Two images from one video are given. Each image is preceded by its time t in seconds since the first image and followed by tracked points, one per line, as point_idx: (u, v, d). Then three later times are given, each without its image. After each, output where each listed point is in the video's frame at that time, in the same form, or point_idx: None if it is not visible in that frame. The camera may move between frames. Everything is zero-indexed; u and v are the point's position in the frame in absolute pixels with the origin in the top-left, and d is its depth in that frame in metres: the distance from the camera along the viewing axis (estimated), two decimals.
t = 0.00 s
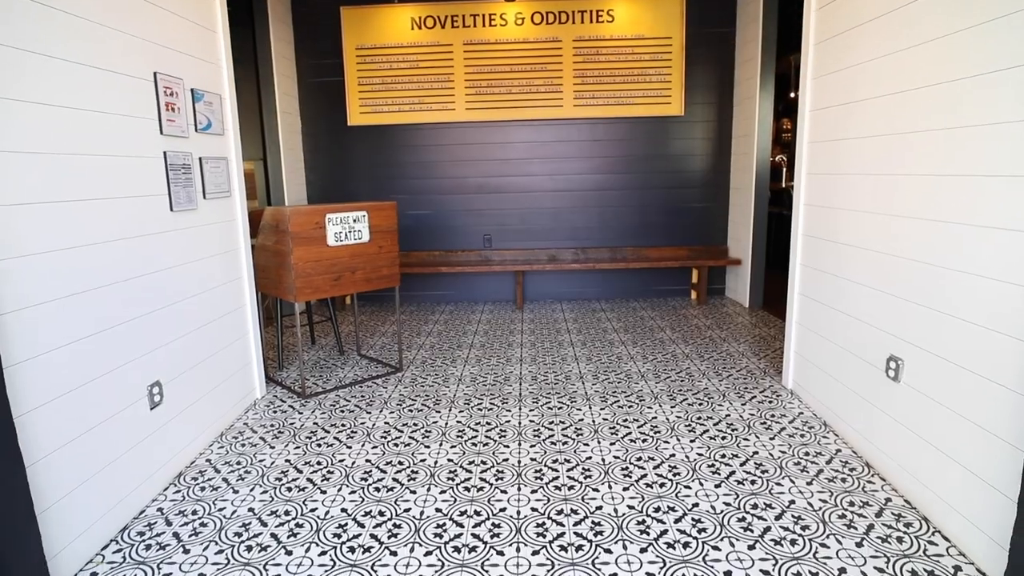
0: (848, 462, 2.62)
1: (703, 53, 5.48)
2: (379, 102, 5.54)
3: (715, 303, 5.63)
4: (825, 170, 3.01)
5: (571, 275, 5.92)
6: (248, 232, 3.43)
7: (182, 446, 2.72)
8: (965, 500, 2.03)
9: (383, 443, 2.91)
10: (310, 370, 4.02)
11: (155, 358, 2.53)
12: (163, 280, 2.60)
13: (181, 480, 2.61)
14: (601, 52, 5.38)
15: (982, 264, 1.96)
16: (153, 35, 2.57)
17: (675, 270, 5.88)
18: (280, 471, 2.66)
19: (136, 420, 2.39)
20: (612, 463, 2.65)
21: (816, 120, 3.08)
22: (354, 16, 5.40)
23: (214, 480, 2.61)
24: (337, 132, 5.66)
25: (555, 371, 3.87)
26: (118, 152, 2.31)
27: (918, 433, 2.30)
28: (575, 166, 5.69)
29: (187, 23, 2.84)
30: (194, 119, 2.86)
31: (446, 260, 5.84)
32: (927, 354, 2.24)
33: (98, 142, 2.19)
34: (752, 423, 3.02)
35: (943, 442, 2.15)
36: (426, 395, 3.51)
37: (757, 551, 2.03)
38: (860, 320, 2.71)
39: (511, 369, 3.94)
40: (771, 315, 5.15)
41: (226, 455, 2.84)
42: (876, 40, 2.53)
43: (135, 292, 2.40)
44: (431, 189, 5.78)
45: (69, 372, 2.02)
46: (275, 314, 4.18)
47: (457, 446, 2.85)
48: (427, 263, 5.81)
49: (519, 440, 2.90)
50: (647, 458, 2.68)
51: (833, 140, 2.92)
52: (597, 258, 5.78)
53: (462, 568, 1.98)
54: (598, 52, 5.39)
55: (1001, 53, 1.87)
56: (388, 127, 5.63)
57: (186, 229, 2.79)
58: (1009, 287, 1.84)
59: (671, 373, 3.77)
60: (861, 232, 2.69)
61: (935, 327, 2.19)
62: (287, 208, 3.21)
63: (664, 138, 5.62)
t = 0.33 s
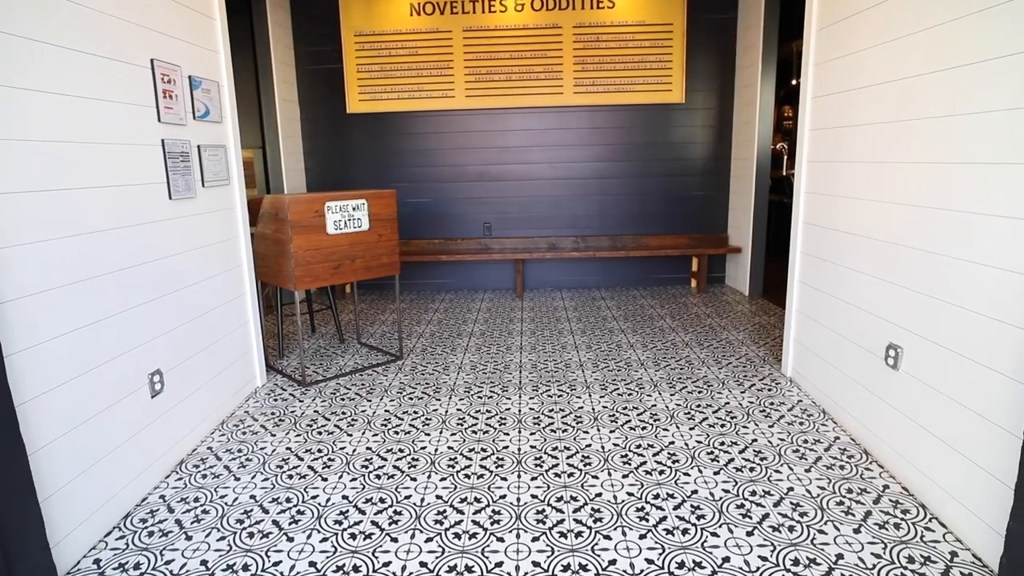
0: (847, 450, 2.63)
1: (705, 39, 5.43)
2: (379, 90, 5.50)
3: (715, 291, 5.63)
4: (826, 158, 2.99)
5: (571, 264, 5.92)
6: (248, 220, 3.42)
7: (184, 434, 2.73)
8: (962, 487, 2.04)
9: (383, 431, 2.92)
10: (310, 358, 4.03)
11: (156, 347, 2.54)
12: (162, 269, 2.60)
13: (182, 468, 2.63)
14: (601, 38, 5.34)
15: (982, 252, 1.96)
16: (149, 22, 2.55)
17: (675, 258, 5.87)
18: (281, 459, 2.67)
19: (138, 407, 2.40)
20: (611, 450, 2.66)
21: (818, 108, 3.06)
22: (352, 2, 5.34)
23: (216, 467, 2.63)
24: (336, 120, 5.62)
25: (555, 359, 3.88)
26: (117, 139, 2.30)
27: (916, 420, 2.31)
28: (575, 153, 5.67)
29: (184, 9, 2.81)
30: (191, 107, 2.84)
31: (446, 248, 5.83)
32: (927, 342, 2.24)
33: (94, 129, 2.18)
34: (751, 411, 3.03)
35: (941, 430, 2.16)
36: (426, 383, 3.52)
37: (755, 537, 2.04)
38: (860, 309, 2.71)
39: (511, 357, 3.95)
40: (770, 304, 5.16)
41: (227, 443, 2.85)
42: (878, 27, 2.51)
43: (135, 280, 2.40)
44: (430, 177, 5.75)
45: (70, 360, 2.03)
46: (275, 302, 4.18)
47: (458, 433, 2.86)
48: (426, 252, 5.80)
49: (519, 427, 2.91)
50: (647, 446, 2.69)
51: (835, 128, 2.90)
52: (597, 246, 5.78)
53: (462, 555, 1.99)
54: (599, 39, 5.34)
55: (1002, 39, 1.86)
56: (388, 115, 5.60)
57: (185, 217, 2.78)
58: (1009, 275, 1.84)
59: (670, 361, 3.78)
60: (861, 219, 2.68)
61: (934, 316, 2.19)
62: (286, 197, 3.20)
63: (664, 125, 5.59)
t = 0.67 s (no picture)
0: (845, 438, 2.64)
1: (706, 26, 5.39)
2: (378, 78, 5.46)
3: (715, 280, 5.62)
4: (828, 146, 2.97)
5: (571, 252, 5.91)
6: (247, 209, 3.41)
7: (185, 423, 2.74)
8: (960, 474, 2.05)
9: (384, 419, 2.93)
10: (311, 347, 4.04)
11: (156, 335, 2.54)
12: (162, 257, 2.59)
13: (184, 456, 2.64)
14: (602, 26, 5.29)
15: (983, 241, 1.95)
16: (146, 9, 2.52)
17: (675, 247, 5.86)
18: (282, 447, 2.68)
19: (139, 396, 2.41)
20: (611, 439, 2.67)
21: (819, 95, 3.04)
22: None
23: (217, 455, 2.64)
24: (335, 108, 5.59)
25: (555, 348, 3.89)
26: (115, 128, 2.29)
27: (915, 409, 2.31)
28: (576, 141, 5.64)
29: None
30: (189, 95, 2.82)
31: (446, 237, 5.82)
32: (927, 331, 2.24)
33: (93, 118, 2.17)
34: (750, 399, 3.04)
35: (940, 419, 2.17)
36: (427, 371, 3.53)
37: (753, 524, 2.06)
38: (859, 297, 2.71)
39: (511, 346, 3.95)
40: (770, 292, 5.15)
41: (229, 431, 2.86)
42: (881, 13, 2.48)
43: (135, 269, 2.40)
44: (430, 165, 5.73)
45: (71, 349, 2.03)
46: (275, 291, 4.18)
47: (458, 422, 2.87)
48: (426, 241, 5.80)
49: (520, 416, 2.92)
50: (647, 434, 2.70)
51: (837, 116, 2.88)
52: (597, 235, 5.76)
53: (463, 542, 2.01)
54: (599, 26, 5.30)
55: (1004, 24, 1.84)
56: (387, 103, 5.56)
57: (183, 206, 2.77)
58: (1008, 263, 1.84)
59: (670, 349, 3.79)
60: (862, 208, 2.68)
61: (935, 304, 2.19)
62: (285, 185, 3.20)
63: (665, 113, 5.55)
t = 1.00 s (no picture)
0: (844, 427, 2.65)
1: (707, 14, 5.34)
2: (376, 66, 5.42)
3: (715, 270, 5.62)
4: (829, 136, 2.96)
5: (571, 242, 5.90)
6: (246, 199, 3.39)
7: (185, 413, 2.75)
8: (959, 464, 2.06)
9: (385, 408, 2.94)
10: (311, 337, 4.04)
11: (157, 326, 2.54)
12: (162, 248, 2.59)
13: (185, 445, 2.65)
14: (602, 14, 5.25)
15: (983, 231, 1.95)
16: None
17: (675, 237, 5.85)
18: (283, 437, 2.69)
19: (140, 385, 2.42)
20: (611, 428, 2.68)
21: (821, 84, 3.02)
22: None
23: (219, 445, 2.65)
24: (334, 97, 5.56)
25: (555, 337, 3.89)
26: (114, 117, 2.28)
27: (914, 398, 2.32)
28: (576, 131, 5.61)
29: None
30: (187, 84, 2.80)
31: (446, 227, 5.80)
32: (926, 320, 2.24)
33: (92, 107, 2.16)
34: (750, 388, 3.05)
35: (939, 409, 2.17)
36: (427, 361, 3.53)
37: (752, 513, 2.07)
38: (860, 287, 2.71)
39: (511, 336, 3.95)
40: (771, 282, 5.15)
41: (230, 421, 2.87)
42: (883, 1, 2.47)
43: (136, 260, 2.40)
44: (430, 155, 5.71)
45: (72, 339, 2.03)
46: (275, 281, 4.17)
47: (458, 411, 2.88)
48: (426, 231, 5.78)
49: (520, 405, 2.92)
50: (646, 424, 2.71)
51: (839, 104, 2.85)
52: (597, 225, 5.75)
53: (463, 530, 2.02)
54: (600, 14, 5.26)
55: (1006, 11, 1.83)
56: (386, 92, 5.53)
57: (182, 196, 2.76)
58: (1007, 252, 1.85)
59: (670, 339, 3.79)
60: (863, 198, 2.67)
61: (936, 294, 2.18)
62: (284, 175, 3.19)
63: (666, 102, 5.52)
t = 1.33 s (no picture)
0: (843, 419, 2.65)
1: (708, 5, 5.31)
2: (376, 58, 5.39)
3: (715, 262, 5.61)
4: (830, 128, 2.95)
5: (571, 234, 5.90)
6: (246, 191, 3.38)
7: (186, 406, 2.75)
8: (958, 455, 2.06)
9: (385, 400, 2.94)
10: (311, 329, 4.05)
11: (157, 318, 2.54)
12: (161, 240, 2.58)
13: (186, 437, 2.66)
14: (602, 4, 5.22)
15: (985, 223, 1.94)
16: None
17: (675, 229, 5.84)
18: (283, 428, 2.70)
19: (141, 377, 2.42)
20: (611, 420, 2.69)
21: (822, 76, 3.01)
22: None
23: (219, 437, 2.66)
24: (333, 89, 5.53)
25: (555, 329, 3.89)
26: (112, 108, 2.26)
27: (914, 390, 2.32)
28: (576, 122, 5.59)
29: None
30: (185, 75, 2.78)
31: (446, 219, 5.79)
32: (926, 312, 2.24)
33: (91, 98, 2.15)
34: (749, 380, 3.06)
35: (939, 401, 2.17)
36: (427, 353, 3.54)
37: (751, 503, 2.08)
38: (859, 279, 2.71)
39: (511, 328, 3.96)
40: (771, 274, 5.15)
41: (231, 412, 2.88)
42: None
43: (134, 252, 2.39)
44: (429, 146, 5.69)
45: (71, 331, 2.03)
46: (275, 274, 4.17)
47: (458, 403, 2.89)
48: (426, 223, 5.77)
49: (520, 397, 2.93)
50: (646, 415, 2.71)
51: (840, 95, 2.84)
52: (597, 217, 5.74)
53: (463, 521, 2.03)
54: (600, 5, 5.22)
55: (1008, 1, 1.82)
56: (385, 84, 5.50)
57: (181, 188, 2.75)
58: (1008, 244, 1.84)
59: (670, 331, 3.80)
60: (863, 190, 2.67)
61: (937, 286, 2.18)
62: (283, 167, 3.17)
63: (666, 93, 5.50)
